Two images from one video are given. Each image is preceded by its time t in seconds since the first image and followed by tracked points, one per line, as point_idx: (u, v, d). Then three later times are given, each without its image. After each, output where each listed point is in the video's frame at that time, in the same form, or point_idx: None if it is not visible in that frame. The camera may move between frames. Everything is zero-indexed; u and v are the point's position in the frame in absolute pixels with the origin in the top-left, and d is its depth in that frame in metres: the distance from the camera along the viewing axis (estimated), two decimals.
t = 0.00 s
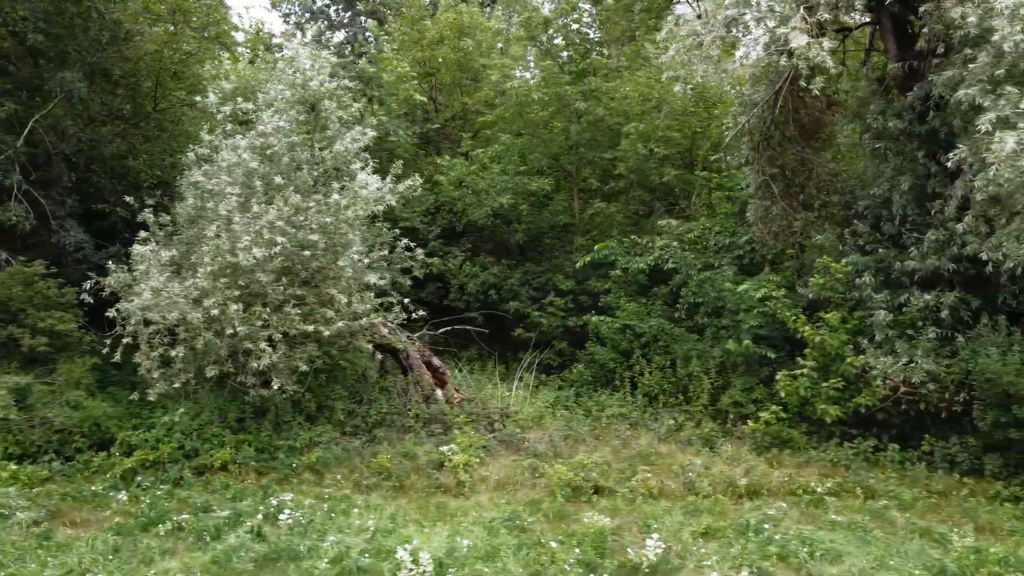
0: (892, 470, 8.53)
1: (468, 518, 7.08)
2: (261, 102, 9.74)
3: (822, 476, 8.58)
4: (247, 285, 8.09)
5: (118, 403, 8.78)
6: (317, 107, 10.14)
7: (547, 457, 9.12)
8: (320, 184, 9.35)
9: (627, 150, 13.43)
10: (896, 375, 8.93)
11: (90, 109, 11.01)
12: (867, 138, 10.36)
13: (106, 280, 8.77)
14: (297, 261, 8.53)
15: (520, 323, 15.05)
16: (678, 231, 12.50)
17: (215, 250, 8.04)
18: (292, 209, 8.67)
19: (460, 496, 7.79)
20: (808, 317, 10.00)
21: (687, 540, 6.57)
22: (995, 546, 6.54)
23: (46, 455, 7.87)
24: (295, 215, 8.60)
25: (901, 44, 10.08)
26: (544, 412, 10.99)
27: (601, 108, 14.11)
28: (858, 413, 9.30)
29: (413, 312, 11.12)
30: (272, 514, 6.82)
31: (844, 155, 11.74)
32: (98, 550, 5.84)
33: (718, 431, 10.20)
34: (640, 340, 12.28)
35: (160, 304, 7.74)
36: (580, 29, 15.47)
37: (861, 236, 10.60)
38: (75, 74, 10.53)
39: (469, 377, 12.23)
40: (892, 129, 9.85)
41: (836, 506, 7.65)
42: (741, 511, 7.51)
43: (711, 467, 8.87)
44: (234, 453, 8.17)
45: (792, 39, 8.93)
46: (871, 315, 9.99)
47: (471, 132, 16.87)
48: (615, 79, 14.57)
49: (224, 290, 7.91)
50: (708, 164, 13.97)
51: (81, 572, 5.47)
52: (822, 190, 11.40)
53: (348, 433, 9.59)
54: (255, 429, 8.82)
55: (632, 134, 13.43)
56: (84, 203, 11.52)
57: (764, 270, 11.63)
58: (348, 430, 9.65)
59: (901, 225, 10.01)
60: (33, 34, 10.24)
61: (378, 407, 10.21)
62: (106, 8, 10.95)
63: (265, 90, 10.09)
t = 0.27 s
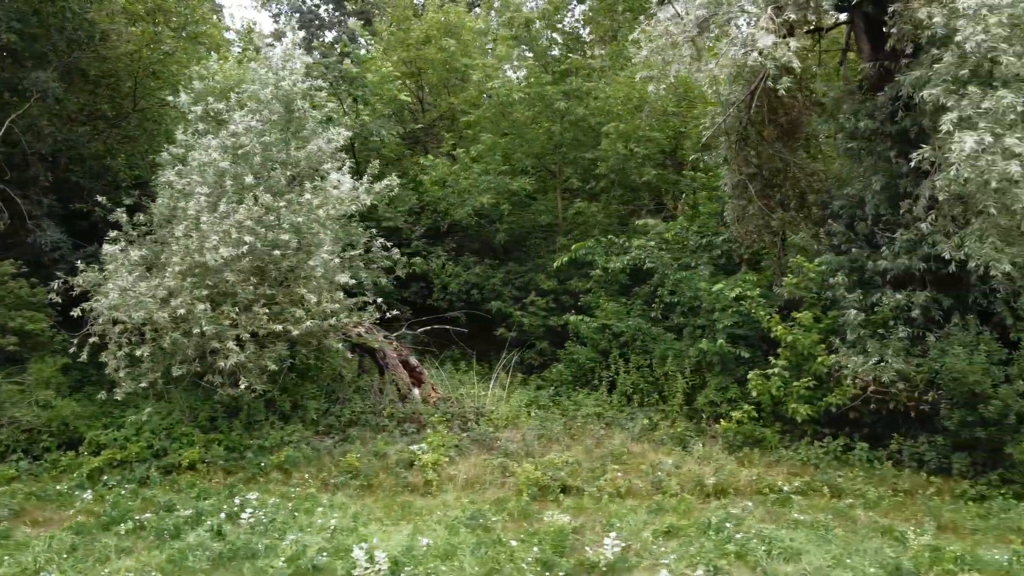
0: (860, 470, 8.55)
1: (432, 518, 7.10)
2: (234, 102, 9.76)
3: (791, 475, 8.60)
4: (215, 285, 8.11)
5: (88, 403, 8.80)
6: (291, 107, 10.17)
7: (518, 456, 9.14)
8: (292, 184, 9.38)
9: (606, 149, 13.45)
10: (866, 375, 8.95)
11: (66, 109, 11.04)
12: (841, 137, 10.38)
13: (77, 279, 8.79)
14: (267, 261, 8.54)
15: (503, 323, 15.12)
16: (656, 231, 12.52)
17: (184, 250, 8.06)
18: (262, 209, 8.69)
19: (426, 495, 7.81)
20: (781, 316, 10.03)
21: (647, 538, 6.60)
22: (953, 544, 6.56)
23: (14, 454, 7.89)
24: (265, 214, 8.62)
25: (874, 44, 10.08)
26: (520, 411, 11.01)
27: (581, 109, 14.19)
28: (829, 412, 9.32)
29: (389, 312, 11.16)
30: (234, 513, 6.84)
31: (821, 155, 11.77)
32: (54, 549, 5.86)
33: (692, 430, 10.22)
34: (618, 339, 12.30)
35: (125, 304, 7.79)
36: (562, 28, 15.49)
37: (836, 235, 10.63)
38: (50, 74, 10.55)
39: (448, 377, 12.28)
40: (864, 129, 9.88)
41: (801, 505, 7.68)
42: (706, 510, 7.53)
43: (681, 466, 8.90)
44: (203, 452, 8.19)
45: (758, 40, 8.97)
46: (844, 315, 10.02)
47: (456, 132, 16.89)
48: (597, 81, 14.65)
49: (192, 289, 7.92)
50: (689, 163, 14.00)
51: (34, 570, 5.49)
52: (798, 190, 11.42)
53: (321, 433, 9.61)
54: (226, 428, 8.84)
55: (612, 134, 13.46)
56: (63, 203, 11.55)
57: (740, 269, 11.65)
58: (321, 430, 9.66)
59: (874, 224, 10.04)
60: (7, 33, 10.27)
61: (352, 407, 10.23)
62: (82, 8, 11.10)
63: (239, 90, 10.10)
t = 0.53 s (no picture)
0: (828, 469, 8.58)
1: (396, 517, 7.12)
2: (206, 102, 9.76)
3: (759, 474, 8.63)
4: (182, 284, 8.12)
5: (59, 403, 8.82)
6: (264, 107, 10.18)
7: (489, 455, 9.16)
8: (265, 184, 9.41)
9: (586, 149, 13.49)
10: (836, 375, 8.97)
11: (42, 109, 11.04)
12: (814, 137, 10.41)
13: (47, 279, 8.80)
14: (237, 261, 8.56)
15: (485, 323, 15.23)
16: (635, 231, 12.55)
17: (153, 250, 8.08)
18: (233, 209, 8.71)
19: (393, 494, 7.83)
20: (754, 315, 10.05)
21: (607, 537, 6.62)
22: (912, 543, 6.59)
23: None
24: (235, 214, 8.64)
25: (846, 44, 10.06)
26: (496, 410, 11.03)
27: (562, 109, 14.24)
28: (800, 412, 9.34)
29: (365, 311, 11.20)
30: (197, 512, 6.86)
31: (797, 155, 11.80)
32: (12, 548, 5.88)
33: (666, 429, 10.24)
34: (596, 338, 12.33)
35: (92, 303, 7.84)
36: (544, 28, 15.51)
37: (810, 235, 10.66)
38: (25, 74, 10.56)
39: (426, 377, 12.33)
40: (836, 129, 9.90)
41: (766, 504, 7.71)
42: (671, 509, 7.55)
43: (651, 465, 8.92)
44: (171, 451, 8.21)
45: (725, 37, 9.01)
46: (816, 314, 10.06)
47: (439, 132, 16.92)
48: (578, 81, 14.72)
49: (159, 289, 7.94)
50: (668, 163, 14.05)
51: None
52: (774, 190, 11.45)
53: (294, 432, 9.63)
54: (196, 428, 8.86)
55: (592, 134, 13.50)
56: (40, 203, 11.57)
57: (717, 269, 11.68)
58: (294, 429, 9.68)
59: (847, 224, 10.07)
60: None
61: (326, 407, 10.27)
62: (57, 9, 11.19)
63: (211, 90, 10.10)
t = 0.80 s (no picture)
0: (797, 469, 8.60)
1: (359, 516, 7.13)
2: (177, 102, 9.72)
3: (728, 473, 8.66)
4: (149, 284, 8.14)
5: (30, 403, 8.84)
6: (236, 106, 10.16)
7: (461, 455, 9.18)
8: (237, 184, 9.42)
9: (566, 149, 13.51)
10: (806, 375, 9.00)
11: (19, 109, 11.05)
12: (788, 138, 10.43)
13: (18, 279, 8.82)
14: (206, 261, 8.58)
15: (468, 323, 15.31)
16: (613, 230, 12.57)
17: (121, 250, 8.10)
18: (203, 208, 8.71)
19: (360, 494, 7.85)
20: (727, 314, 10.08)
21: (567, 536, 6.63)
22: (871, 542, 6.62)
23: None
24: (205, 214, 8.64)
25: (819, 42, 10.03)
26: (472, 410, 11.05)
27: (542, 109, 14.26)
28: (771, 411, 9.37)
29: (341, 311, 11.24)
30: (160, 511, 6.87)
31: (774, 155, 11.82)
32: None
33: (640, 429, 10.26)
34: (574, 338, 12.34)
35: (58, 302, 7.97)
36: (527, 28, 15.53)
37: (785, 235, 10.68)
38: None
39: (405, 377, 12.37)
40: (808, 129, 9.93)
41: (732, 503, 7.73)
42: (636, 509, 7.57)
43: (621, 464, 8.94)
44: (140, 451, 8.22)
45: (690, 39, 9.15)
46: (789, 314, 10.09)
47: (423, 131, 16.93)
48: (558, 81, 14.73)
49: (126, 289, 7.96)
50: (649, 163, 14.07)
51: None
52: (751, 190, 11.47)
53: (267, 432, 9.64)
54: (167, 427, 8.87)
55: (572, 134, 13.52)
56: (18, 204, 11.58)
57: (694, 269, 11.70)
58: (267, 429, 9.69)
59: (820, 224, 10.08)
60: None
61: (301, 406, 10.28)
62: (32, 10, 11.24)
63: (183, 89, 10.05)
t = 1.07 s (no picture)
0: (767, 469, 8.62)
1: (325, 515, 7.14)
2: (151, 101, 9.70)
3: (699, 473, 8.68)
4: (118, 284, 8.18)
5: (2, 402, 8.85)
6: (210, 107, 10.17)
7: (433, 455, 9.18)
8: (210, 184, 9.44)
9: (548, 149, 13.53)
10: (778, 375, 9.02)
11: None
12: (764, 138, 10.45)
13: None
14: (178, 261, 8.61)
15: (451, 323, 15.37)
16: (593, 230, 12.59)
17: (90, 250, 8.16)
18: (175, 208, 8.74)
19: (329, 493, 7.86)
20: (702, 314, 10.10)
21: (531, 535, 6.66)
22: (834, 541, 6.63)
23: None
24: (176, 214, 8.67)
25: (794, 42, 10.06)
26: (450, 410, 11.06)
27: (524, 110, 14.28)
28: (744, 410, 9.40)
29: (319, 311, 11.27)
30: (125, 511, 6.88)
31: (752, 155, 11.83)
32: None
33: (616, 428, 10.27)
34: (554, 338, 12.37)
35: (26, 301, 7.97)
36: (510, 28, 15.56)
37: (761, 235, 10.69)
38: None
39: (385, 376, 12.40)
40: (783, 130, 9.95)
41: (699, 503, 7.75)
42: (603, 507, 7.59)
43: (593, 464, 8.96)
44: (110, 450, 8.24)
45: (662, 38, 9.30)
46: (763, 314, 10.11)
47: (407, 132, 16.96)
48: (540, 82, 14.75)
49: (94, 289, 8.01)
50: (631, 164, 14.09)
51: None
52: (728, 190, 11.49)
53: (241, 432, 9.65)
54: (139, 427, 8.89)
55: (553, 134, 13.54)
56: None
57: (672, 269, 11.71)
58: (241, 429, 9.70)
59: (794, 224, 10.10)
60: None
61: (277, 406, 10.30)
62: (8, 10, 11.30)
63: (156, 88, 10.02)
